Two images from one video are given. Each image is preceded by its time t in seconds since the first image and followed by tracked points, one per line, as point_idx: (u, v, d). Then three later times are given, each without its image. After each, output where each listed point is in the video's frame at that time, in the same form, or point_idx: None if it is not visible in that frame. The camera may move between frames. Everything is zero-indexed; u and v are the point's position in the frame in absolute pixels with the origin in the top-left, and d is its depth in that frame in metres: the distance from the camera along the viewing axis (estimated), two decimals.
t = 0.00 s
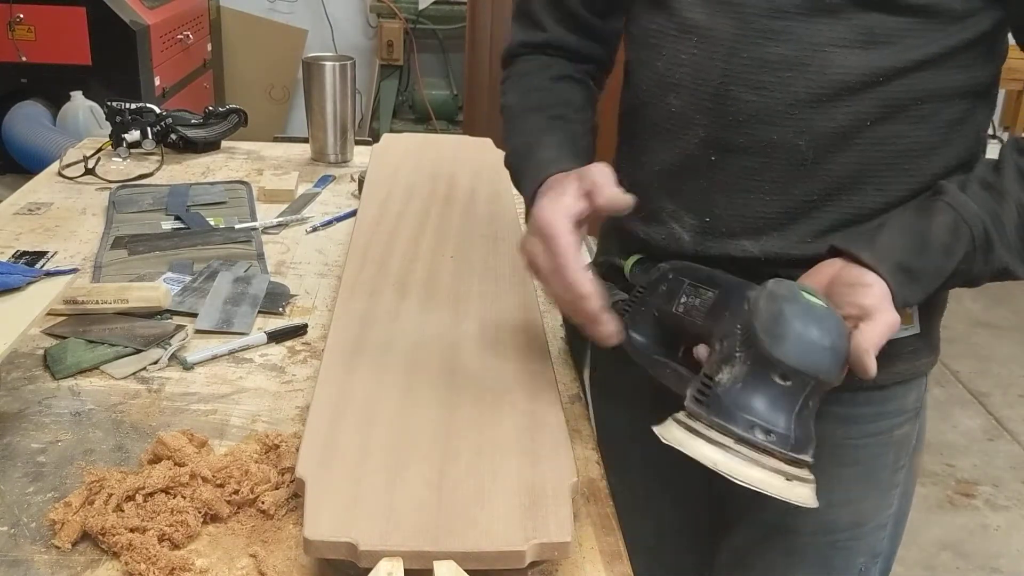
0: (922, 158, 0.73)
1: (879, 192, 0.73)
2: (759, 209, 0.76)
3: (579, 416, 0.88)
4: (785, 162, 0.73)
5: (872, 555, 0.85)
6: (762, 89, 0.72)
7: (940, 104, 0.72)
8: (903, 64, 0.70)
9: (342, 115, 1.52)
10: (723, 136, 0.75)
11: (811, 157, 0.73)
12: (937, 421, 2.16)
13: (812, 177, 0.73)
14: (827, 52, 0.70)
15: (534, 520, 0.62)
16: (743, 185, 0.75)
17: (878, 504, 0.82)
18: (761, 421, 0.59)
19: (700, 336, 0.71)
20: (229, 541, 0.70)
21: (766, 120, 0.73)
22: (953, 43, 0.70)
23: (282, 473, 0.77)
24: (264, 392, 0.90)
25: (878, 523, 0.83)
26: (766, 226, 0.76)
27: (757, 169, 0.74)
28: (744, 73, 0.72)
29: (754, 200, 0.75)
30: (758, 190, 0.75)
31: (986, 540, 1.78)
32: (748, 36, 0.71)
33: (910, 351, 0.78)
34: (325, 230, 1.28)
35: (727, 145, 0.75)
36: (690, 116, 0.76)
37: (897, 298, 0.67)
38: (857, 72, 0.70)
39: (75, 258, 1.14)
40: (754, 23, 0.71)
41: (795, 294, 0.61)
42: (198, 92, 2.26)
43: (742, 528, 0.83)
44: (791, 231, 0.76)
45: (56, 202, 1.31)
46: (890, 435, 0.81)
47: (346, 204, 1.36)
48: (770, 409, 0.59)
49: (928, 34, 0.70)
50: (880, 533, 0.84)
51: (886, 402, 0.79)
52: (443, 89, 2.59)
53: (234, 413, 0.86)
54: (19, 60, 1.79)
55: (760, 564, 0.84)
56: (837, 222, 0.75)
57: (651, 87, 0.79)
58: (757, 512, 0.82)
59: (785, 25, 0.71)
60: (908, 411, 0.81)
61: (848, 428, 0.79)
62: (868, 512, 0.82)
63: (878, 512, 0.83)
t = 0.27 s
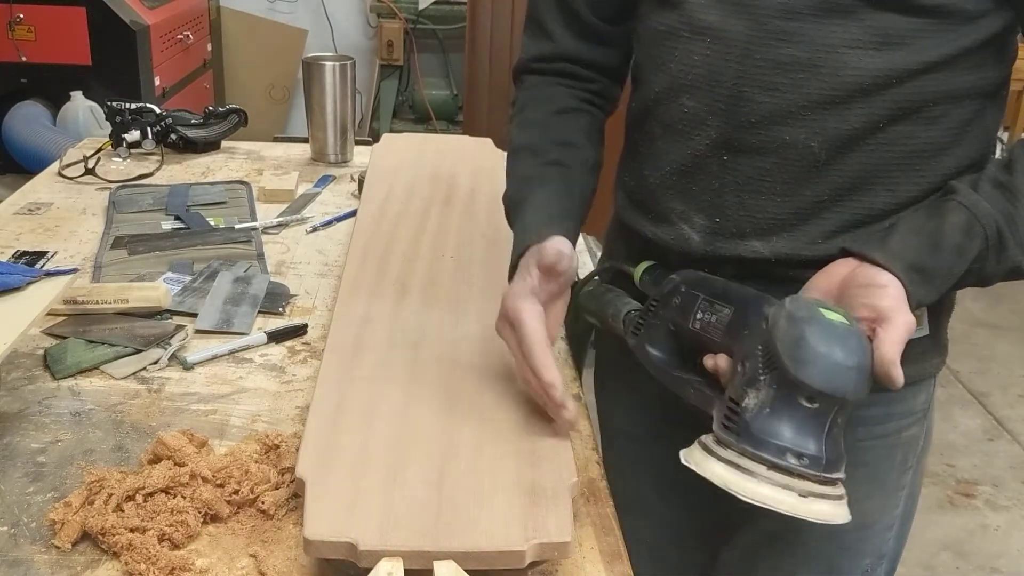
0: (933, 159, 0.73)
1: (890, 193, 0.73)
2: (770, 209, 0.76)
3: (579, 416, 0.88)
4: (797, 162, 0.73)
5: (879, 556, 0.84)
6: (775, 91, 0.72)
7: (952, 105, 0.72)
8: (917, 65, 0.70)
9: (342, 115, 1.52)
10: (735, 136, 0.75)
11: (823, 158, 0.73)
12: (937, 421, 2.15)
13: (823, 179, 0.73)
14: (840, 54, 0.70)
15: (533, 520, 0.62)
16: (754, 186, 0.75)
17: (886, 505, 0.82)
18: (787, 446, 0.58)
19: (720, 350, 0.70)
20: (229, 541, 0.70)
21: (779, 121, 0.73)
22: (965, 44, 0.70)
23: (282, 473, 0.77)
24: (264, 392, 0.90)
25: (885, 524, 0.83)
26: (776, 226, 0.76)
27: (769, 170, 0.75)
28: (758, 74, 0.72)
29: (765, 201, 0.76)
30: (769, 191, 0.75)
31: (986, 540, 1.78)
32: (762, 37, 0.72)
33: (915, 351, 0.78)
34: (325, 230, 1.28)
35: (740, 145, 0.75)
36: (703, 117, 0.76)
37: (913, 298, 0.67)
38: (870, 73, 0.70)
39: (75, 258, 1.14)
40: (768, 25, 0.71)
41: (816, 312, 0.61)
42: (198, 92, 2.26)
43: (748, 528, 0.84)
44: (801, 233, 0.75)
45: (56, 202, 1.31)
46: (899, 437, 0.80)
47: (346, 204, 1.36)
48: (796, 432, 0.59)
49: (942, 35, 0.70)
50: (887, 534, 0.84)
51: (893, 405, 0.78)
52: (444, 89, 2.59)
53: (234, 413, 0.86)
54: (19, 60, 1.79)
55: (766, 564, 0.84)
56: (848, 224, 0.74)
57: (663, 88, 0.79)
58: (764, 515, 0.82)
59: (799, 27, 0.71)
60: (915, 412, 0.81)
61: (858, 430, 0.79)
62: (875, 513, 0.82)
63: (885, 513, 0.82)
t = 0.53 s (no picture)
0: (938, 160, 0.72)
1: (894, 194, 0.73)
2: (774, 210, 0.75)
3: (579, 416, 0.88)
4: (800, 163, 0.73)
5: (882, 557, 0.83)
6: (779, 91, 0.72)
7: (956, 106, 0.71)
8: (922, 66, 0.70)
9: (342, 115, 1.52)
10: (740, 136, 0.75)
11: (827, 158, 0.72)
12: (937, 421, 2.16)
13: (827, 179, 0.73)
14: (845, 54, 0.70)
15: (534, 520, 0.62)
16: (758, 186, 0.75)
17: (888, 508, 0.81)
18: (765, 417, 0.58)
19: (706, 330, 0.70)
20: (229, 541, 0.70)
21: (783, 121, 0.72)
22: (970, 45, 0.70)
23: (282, 473, 0.77)
24: (264, 392, 0.90)
25: (888, 526, 0.82)
26: (780, 227, 0.76)
27: (773, 170, 0.74)
28: (762, 74, 0.72)
29: (769, 201, 0.75)
30: (773, 191, 0.75)
31: (986, 540, 1.78)
32: (767, 38, 0.72)
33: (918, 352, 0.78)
34: (325, 229, 1.28)
35: (744, 145, 0.75)
36: (707, 117, 0.76)
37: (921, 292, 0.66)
38: (875, 73, 0.70)
39: (75, 258, 1.14)
40: (773, 25, 0.71)
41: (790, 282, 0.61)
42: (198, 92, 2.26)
43: (750, 528, 0.84)
44: (806, 234, 0.75)
45: (56, 202, 1.31)
46: (901, 439, 0.80)
47: (346, 204, 1.36)
48: (774, 404, 0.59)
49: (946, 36, 0.70)
50: (891, 536, 0.82)
51: (895, 405, 0.78)
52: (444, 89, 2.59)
53: (234, 413, 0.86)
54: (19, 60, 1.79)
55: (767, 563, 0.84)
56: (851, 225, 0.74)
57: (667, 88, 0.79)
58: (765, 515, 0.81)
59: (803, 27, 0.71)
60: (919, 414, 0.80)
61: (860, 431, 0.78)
62: (879, 515, 0.80)
63: (889, 515, 0.81)
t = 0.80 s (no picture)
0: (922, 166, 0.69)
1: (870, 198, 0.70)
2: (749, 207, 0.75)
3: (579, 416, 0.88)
4: (775, 161, 0.72)
5: (867, 560, 0.79)
6: (754, 88, 0.71)
7: (939, 110, 0.68)
8: (897, 69, 0.66)
9: (342, 115, 1.52)
10: (717, 132, 0.74)
11: (801, 158, 0.71)
12: (937, 421, 2.16)
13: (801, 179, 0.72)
14: (818, 54, 0.68)
15: (534, 520, 0.62)
16: (734, 183, 0.75)
17: (874, 511, 0.77)
18: (601, 357, 0.61)
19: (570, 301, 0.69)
20: (230, 541, 0.70)
21: (755, 119, 0.72)
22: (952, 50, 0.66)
23: (282, 473, 0.77)
24: (264, 392, 0.90)
25: (874, 531, 0.78)
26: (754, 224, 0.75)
27: (747, 168, 0.74)
28: (737, 71, 0.72)
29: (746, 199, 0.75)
30: (748, 189, 0.74)
31: (986, 540, 1.78)
32: (743, 35, 0.71)
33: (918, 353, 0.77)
34: (324, 230, 1.28)
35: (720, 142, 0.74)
36: (687, 111, 0.76)
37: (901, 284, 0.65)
38: (848, 74, 0.67)
39: (75, 258, 1.14)
40: (749, 23, 0.70)
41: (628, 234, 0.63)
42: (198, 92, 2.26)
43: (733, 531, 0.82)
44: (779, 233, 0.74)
45: (56, 202, 1.31)
46: (885, 441, 0.77)
47: (346, 204, 1.36)
48: (610, 345, 0.61)
49: (926, 39, 0.66)
50: (876, 538, 0.79)
51: (876, 405, 0.76)
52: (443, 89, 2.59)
53: (234, 413, 0.86)
54: (19, 60, 1.79)
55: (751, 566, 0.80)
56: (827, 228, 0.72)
57: (655, 82, 0.80)
58: (744, 510, 0.80)
59: (776, 26, 0.69)
60: (903, 416, 0.78)
61: (839, 430, 0.76)
62: (864, 517, 0.76)
63: (874, 519, 0.78)
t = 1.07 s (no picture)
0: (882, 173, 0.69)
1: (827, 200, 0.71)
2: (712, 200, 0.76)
3: (580, 416, 0.88)
4: (738, 158, 0.73)
5: (843, 562, 0.81)
6: (721, 83, 0.71)
7: (900, 118, 0.67)
8: (858, 73, 0.66)
9: (342, 115, 1.52)
10: (683, 125, 0.75)
11: (764, 156, 0.71)
12: (937, 422, 2.15)
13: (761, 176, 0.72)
14: (785, 53, 0.68)
15: (535, 520, 0.62)
16: (698, 178, 0.75)
17: (847, 513, 0.78)
18: (463, 362, 0.67)
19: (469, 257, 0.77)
20: (229, 541, 0.70)
21: (719, 116, 0.72)
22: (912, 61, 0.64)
23: (282, 473, 0.77)
24: (264, 392, 0.90)
25: (847, 531, 0.79)
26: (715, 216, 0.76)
27: (711, 163, 0.74)
28: (705, 66, 0.72)
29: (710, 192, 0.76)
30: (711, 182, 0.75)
31: (986, 540, 1.78)
32: (713, 30, 0.71)
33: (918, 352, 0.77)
34: (324, 230, 1.28)
35: (686, 135, 0.75)
36: (657, 102, 0.77)
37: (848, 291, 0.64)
38: (810, 76, 0.67)
39: (75, 258, 1.14)
40: (720, 18, 0.70)
41: (486, 254, 0.66)
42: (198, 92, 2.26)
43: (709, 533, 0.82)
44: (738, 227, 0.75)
45: (56, 202, 1.31)
46: (855, 444, 0.77)
47: (346, 204, 1.36)
48: (473, 352, 0.67)
49: (893, 45, 0.65)
50: (849, 539, 0.80)
51: (845, 410, 0.76)
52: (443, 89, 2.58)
53: (234, 413, 0.86)
54: (19, 60, 1.79)
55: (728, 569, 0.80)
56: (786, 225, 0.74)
57: (629, 71, 0.80)
58: (721, 513, 0.80)
59: (745, 23, 0.69)
60: (873, 420, 0.78)
61: (807, 435, 0.76)
62: (836, 520, 0.78)
63: (847, 520, 0.79)
